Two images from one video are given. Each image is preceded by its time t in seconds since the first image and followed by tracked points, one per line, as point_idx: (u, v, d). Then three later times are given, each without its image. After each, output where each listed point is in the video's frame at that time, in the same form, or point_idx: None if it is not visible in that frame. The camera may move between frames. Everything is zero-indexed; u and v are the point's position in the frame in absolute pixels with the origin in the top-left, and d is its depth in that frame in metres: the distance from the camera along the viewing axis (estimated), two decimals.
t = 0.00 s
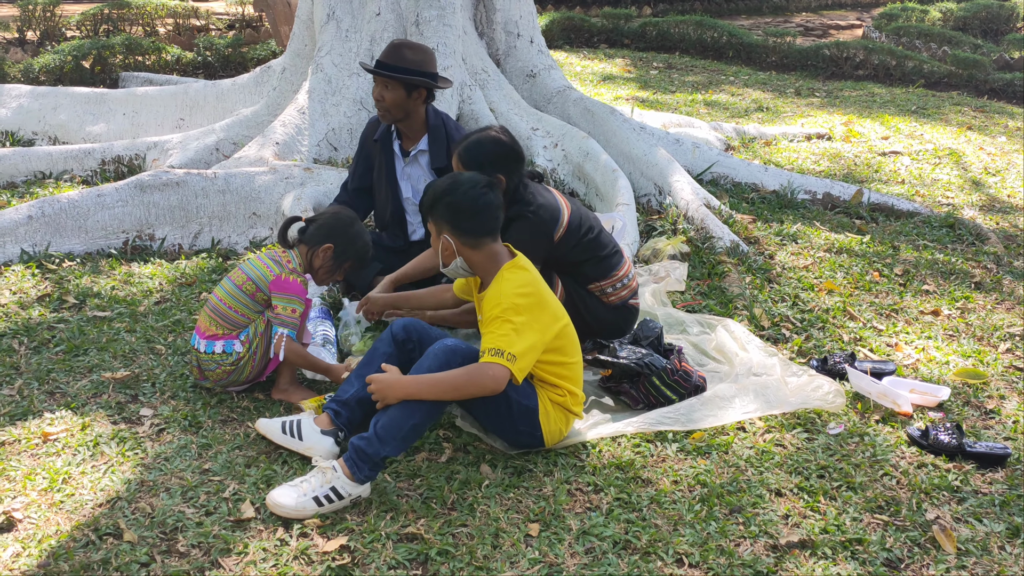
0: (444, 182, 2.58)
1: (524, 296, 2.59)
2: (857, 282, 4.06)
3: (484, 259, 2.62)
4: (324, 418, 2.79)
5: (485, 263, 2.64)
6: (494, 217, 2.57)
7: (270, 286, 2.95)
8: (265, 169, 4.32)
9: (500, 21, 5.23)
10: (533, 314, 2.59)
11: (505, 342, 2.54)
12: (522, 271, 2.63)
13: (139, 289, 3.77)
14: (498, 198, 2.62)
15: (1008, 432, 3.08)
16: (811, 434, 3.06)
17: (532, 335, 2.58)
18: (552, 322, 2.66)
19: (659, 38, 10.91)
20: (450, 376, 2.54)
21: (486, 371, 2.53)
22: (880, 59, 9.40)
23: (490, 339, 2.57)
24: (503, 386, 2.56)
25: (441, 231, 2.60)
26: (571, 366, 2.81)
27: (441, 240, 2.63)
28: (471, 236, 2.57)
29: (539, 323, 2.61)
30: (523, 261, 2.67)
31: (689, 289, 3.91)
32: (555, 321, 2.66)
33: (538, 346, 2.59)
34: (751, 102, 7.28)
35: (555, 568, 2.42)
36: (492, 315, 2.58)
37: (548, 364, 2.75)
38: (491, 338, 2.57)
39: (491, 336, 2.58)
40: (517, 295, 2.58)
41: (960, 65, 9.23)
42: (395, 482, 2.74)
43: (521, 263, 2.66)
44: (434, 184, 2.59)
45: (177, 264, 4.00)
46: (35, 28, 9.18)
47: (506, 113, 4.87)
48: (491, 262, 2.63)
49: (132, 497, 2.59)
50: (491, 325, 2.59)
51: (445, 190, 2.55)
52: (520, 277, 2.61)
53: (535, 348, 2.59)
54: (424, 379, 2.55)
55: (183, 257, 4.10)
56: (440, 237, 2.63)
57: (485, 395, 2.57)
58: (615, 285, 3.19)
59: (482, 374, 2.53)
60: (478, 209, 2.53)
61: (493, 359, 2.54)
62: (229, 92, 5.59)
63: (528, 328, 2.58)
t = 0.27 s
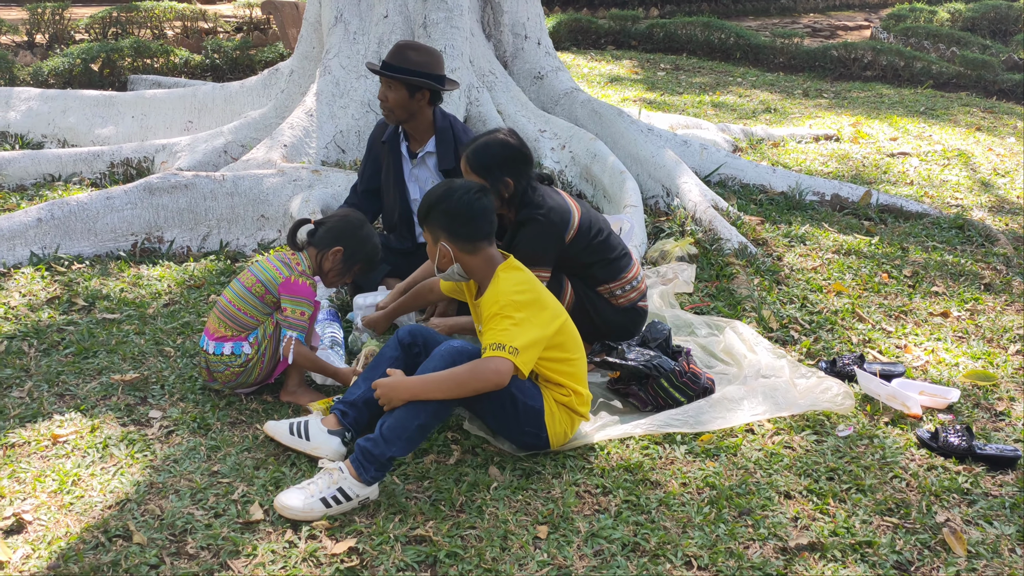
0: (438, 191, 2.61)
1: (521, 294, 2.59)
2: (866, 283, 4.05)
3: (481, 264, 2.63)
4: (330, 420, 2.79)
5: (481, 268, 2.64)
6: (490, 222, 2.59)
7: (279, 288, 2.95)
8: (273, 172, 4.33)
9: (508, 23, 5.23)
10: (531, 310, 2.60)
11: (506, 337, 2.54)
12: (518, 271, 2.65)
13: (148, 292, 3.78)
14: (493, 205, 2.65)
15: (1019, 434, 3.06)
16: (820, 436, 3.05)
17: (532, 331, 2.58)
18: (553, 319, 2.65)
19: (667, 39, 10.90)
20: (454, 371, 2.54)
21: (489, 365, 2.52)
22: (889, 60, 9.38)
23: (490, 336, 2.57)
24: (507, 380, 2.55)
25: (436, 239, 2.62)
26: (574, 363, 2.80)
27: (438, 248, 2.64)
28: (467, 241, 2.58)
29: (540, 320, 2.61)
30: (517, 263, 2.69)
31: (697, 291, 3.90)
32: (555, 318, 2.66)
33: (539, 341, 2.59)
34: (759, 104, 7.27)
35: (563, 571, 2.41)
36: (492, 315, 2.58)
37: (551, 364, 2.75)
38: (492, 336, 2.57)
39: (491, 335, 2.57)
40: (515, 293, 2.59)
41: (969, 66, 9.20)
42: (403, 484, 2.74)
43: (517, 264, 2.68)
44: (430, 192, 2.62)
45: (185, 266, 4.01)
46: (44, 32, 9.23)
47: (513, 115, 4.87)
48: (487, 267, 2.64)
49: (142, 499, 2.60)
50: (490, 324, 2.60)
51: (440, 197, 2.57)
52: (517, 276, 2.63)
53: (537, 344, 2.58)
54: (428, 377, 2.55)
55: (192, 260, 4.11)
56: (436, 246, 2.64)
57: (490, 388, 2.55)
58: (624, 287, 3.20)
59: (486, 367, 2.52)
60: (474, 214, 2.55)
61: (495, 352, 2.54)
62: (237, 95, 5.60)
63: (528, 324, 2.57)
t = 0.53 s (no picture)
0: (441, 196, 2.61)
1: (528, 295, 2.60)
2: (873, 286, 4.04)
3: (486, 268, 2.63)
4: (337, 423, 2.80)
5: (487, 273, 2.64)
6: (494, 226, 2.60)
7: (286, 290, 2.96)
8: (280, 174, 4.34)
9: (514, 25, 5.24)
10: (539, 311, 2.60)
11: (515, 338, 2.54)
12: (524, 273, 2.66)
13: (155, 294, 3.80)
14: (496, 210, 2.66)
15: None
16: (828, 439, 3.04)
17: (540, 331, 2.58)
18: (561, 320, 2.66)
19: (673, 41, 10.91)
20: (463, 374, 2.54)
21: (499, 367, 2.53)
22: (896, 61, 9.37)
23: (498, 338, 2.58)
24: (516, 381, 2.56)
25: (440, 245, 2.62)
26: (582, 365, 2.80)
27: (442, 254, 2.65)
28: (472, 246, 2.58)
29: (548, 320, 2.62)
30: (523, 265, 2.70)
31: (704, 293, 3.90)
32: (562, 318, 2.67)
33: (548, 342, 2.59)
34: (765, 105, 7.26)
35: (570, 573, 2.41)
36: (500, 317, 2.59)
37: (559, 365, 2.75)
38: (501, 339, 2.57)
39: (500, 336, 2.58)
40: (521, 294, 2.60)
41: (976, 68, 9.18)
42: (410, 486, 2.74)
43: (522, 266, 2.69)
44: (433, 198, 2.63)
45: (192, 268, 4.02)
46: (52, 34, 9.27)
47: (520, 117, 4.87)
48: (493, 271, 2.64)
49: (149, 501, 2.61)
50: (498, 326, 2.60)
51: (444, 202, 2.58)
52: (523, 278, 2.64)
53: (546, 344, 2.59)
54: (437, 381, 2.56)
55: (199, 262, 4.12)
56: (441, 252, 2.65)
57: (499, 390, 2.56)
58: (631, 288, 3.18)
59: (496, 369, 2.53)
60: (479, 218, 2.56)
61: (505, 354, 2.54)
62: (244, 97, 5.62)
63: (536, 324, 2.58)
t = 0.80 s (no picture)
0: (447, 199, 2.62)
1: (537, 299, 2.60)
2: (881, 287, 4.03)
3: (494, 270, 2.64)
4: (344, 425, 2.80)
5: (494, 274, 2.65)
6: (500, 227, 2.60)
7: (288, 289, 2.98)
8: (287, 176, 4.35)
9: (521, 27, 5.24)
10: (547, 315, 2.60)
11: (523, 342, 2.55)
12: (533, 276, 2.65)
13: (163, 295, 3.81)
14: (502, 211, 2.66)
15: None
16: (835, 441, 3.04)
17: (547, 336, 2.58)
18: (568, 324, 2.66)
19: (679, 43, 10.90)
20: (472, 378, 2.54)
21: (508, 371, 2.53)
22: (903, 63, 9.34)
23: (507, 342, 2.58)
24: (525, 386, 2.56)
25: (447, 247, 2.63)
26: (590, 368, 2.80)
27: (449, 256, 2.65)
28: (479, 248, 2.58)
29: (556, 324, 2.62)
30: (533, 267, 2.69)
31: (711, 295, 3.90)
32: (570, 322, 2.67)
33: (556, 346, 2.59)
34: (772, 107, 7.26)
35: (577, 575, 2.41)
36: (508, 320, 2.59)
37: (567, 368, 2.75)
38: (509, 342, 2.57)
39: (508, 339, 2.58)
40: (530, 298, 2.59)
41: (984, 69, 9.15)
42: (417, 488, 2.75)
43: (531, 268, 2.68)
44: (439, 200, 2.64)
45: (200, 270, 4.03)
46: (60, 36, 9.31)
47: (526, 119, 4.88)
48: (500, 272, 2.64)
49: (157, 502, 2.61)
50: (506, 330, 2.60)
51: (450, 205, 2.59)
52: (532, 281, 2.63)
53: (554, 348, 2.59)
54: (445, 384, 2.56)
55: (206, 263, 4.13)
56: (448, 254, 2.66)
57: (507, 395, 2.56)
58: (640, 290, 3.20)
59: (503, 374, 2.53)
60: (484, 221, 2.56)
61: (513, 359, 2.54)
62: (251, 99, 5.64)
63: (543, 329, 2.58)
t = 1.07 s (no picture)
0: (455, 202, 2.63)
1: (543, 300, 2.61)
2: (887, 289, 4.02)
3: (502, 273, 2.65)
4: (350, 425, 2.80)
5: (503, 276, 2.66)
6: (507, 230, 2.62)
7: (292, 289, 2.98)
8: (293, 178, 4.35)
9: (527, 29, 5.24)
10: (554, 315, 2.61)
11: (530, 343, 2.55)
12: (537, 278, 2.67)
13: (169, 297, 3.82)
14: (510, 213, 2.68)
15: None
16: (842, 443, 3.03)
17: (556, 336, 2.58)
18: (575, 324, 2.67)
19: (685, 44, 10.90)
20: (480, 380, 2.54)
21: (516, 373, 2.53)
22: (910, 63, 9.31)
23: (514, 343, 2.58)
24: (533, 388, 2.56)
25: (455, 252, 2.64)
26: (597, 369, 2.81)
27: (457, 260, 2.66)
28: (487, 251, 2.60)
29: (563, 325, 2.62)
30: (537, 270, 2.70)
31: (717, 297, 3.90)
32: (577, 322, 2.67)
33: (563, 346, 2.60)
34: (778, 108, 7.25)
35: None
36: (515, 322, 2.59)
37: (574, 369, 2.75)
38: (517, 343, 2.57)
39: (516, 341, 2.58)
40: (536, 299, 2.61)
41: (990, 70, 9.13)
42: (424, 490, 2.75)
43: (536, 270, 2.70)
44: (447, 203, 2.64)
45: (206, 271, 4.04)
46: (67, 38, 9.34)
47: (532, 120, 4.88)
48: (508, 274, 2.65)
49: (164, 504, 2.62)
50: (514, 331, 2.60)
51: (458, 208, 2.60)
52: (536, 282, 2.65)
53: (561, 348, 2.59)
54: (453, 388, 2.55)
55: (213, 265, 4.14)
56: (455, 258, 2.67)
57: (515, 397, 2.56)
58: (650, 293, 3.20)
59: (511, 375, 2.53)
60: (492, 223, 2.58)
61: (521, 360, 2.54)
62: (257, 101, 5.65)
63: (551, 329, 2.58)
